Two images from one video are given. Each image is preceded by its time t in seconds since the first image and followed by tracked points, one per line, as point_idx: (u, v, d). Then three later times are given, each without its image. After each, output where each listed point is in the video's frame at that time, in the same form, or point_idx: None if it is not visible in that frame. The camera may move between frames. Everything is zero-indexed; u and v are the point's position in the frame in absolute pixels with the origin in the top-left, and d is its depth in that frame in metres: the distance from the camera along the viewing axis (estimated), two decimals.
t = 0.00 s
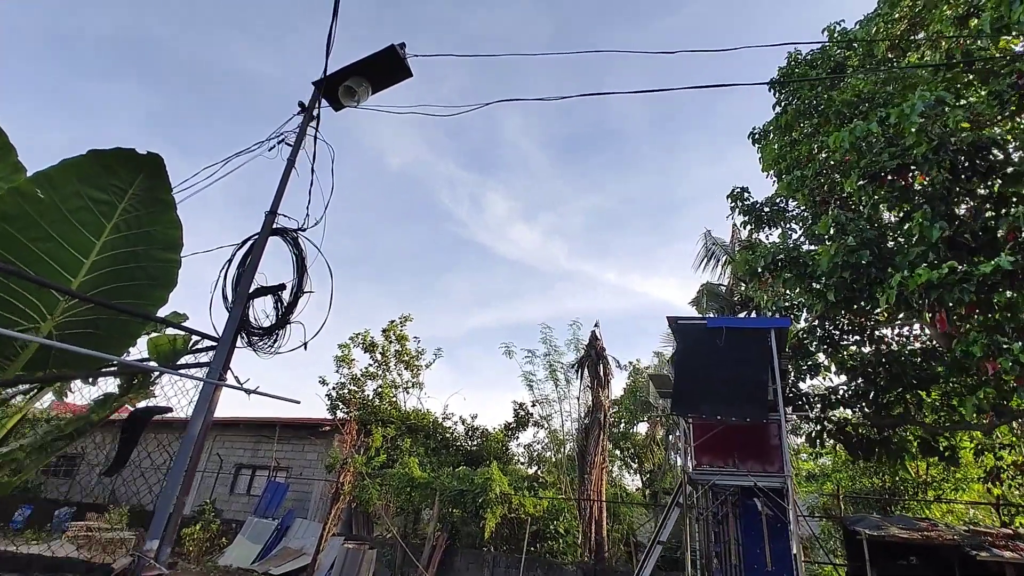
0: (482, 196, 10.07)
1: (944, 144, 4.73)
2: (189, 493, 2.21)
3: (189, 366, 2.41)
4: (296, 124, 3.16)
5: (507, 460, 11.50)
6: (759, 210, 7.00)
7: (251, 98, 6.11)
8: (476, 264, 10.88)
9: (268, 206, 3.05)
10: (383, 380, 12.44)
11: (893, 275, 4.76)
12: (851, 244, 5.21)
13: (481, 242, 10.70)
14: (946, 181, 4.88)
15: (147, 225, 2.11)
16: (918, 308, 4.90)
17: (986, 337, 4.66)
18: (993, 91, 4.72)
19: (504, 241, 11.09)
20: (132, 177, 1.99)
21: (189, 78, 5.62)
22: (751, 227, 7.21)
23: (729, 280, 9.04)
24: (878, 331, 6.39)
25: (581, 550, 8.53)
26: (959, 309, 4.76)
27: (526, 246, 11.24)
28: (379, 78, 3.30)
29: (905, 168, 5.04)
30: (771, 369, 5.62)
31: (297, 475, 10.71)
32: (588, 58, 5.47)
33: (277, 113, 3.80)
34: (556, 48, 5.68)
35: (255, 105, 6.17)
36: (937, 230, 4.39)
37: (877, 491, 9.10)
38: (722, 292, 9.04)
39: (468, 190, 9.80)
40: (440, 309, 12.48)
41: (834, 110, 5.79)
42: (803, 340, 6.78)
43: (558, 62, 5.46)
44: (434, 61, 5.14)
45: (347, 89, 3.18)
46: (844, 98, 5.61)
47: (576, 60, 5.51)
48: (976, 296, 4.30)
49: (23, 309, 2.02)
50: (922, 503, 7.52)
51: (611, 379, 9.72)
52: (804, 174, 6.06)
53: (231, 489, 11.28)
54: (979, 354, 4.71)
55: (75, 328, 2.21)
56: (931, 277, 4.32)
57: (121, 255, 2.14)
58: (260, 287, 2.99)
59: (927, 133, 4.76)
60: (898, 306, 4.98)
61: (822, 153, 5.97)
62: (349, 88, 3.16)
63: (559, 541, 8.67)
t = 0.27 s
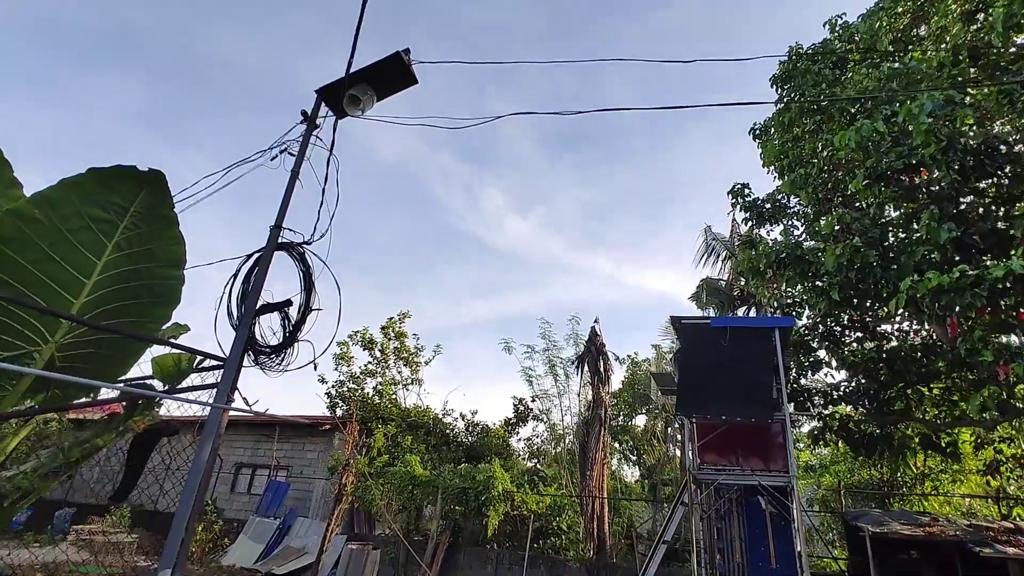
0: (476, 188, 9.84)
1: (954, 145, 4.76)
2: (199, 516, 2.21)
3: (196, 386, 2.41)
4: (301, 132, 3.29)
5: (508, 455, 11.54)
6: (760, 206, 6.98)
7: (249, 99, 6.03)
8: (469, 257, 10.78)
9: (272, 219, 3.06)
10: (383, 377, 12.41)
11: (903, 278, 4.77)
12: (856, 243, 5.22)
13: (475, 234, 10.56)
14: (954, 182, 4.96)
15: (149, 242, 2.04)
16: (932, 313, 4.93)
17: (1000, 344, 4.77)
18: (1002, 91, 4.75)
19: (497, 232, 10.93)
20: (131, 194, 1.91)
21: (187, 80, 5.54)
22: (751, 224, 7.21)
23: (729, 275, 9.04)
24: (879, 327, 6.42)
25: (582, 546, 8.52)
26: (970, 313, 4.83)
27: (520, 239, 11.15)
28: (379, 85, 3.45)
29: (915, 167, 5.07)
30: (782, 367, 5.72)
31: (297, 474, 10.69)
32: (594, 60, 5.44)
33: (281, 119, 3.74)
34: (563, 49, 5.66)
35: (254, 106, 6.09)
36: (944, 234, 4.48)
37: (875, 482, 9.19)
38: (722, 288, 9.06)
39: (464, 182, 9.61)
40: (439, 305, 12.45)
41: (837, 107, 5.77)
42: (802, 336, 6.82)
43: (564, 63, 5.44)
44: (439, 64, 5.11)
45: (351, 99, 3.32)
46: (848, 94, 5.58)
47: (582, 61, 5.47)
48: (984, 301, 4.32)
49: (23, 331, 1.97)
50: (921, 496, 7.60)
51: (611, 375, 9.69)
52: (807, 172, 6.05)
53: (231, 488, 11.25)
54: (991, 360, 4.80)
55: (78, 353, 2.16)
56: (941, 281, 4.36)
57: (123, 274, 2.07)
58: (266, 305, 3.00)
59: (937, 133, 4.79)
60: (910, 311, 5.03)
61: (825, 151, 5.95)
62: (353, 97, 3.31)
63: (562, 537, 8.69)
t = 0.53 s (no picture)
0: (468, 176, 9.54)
1: (954, 136, 4.81)
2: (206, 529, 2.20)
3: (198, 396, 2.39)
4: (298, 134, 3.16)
5: (506, 445, 11.64)
6: (757, 195, 6.98)
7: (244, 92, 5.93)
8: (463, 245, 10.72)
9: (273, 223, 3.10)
10: (381, 369, 12.41)
11: (907, 271, 4.82)
12: (857, 235, 5.29)
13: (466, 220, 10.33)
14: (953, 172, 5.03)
15: (148, 249, 1.99)
16: (936, 307, 5.02)
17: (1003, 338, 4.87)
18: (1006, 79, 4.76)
19: (489, 219, 10.77)
20: (129, 202, 1.87)
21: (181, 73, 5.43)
22: (749, 212, 7.21)
23: (726, 264, 9.04)
24: (876, 316, 6.47)
25: (580, 535, 8.59)
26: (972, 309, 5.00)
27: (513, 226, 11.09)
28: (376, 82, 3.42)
29: (914, 156, 5.12)
30: (778, 357, 5.85)
31: (297, 467, 10.71)
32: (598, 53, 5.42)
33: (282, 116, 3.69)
34: (565, 40, 5.62)
35: (250, 100, 6.00)
36: (945, 226, 4.58)
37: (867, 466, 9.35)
38: (718, 275, 9.14)
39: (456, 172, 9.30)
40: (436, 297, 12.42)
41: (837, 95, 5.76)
42: (798, 325, 6.88)
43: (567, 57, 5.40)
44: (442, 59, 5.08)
45: (349, 97, 3.28)
46: (848, 83, 5.58)
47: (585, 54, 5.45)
48: (985, 295, 4.43)
49: (19, 343, 1.91)
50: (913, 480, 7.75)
51: (609, 364, 9.70)
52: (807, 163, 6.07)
53: (231, 481, 11.25)
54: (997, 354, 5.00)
55: (76, 367, 2.12)
56: (945, 274, 4.46)
57: (122, 282, 2.02)
58: (269, 310, 3.08)
59: (939, 124, 4.83)
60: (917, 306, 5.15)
61: (825, 142, 5.97)
62: (351, 97, 3.28)
63: (562, 525, 8.79)
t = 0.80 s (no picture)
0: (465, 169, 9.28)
1: (954, 121, 4.85)
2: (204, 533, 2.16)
3: (196, 395, 2.34)
4: (293, 124, 3.20)
5: (504, 437, 11.64)
6: (754, 184, 6.97)
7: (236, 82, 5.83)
8: (458, 236, 10.60)
9: (269, 218, 3.05)
10: (377, 363, 12.35)
11: (908, 259, 4.85)
12: (857, 222, 5.35)
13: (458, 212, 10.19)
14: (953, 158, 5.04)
15: (140, 246, 1.93)
16: (937, 293, 5.05)
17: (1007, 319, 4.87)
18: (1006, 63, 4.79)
19: (482, 211, 10.61)
20: (118, 196, 1.80)
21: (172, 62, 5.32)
22: (746, 201, 7.21)
23: (722, 253, 9.03)
24: (874, 304, 6.48)
25: (582, 525, 8.65)
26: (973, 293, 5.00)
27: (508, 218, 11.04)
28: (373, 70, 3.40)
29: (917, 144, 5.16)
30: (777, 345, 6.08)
31: (294, 462, 10.67)
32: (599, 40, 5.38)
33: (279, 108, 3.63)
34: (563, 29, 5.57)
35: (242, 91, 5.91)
36: (945, 212, 4.60)
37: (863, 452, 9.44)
38: (714, 265, 9.09)
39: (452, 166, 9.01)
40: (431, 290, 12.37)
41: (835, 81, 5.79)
42: (796, 314, 6.89)
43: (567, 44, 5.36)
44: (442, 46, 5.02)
45: (344, 87, 3.29)
46: (846, 69, 5.59)
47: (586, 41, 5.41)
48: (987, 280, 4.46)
49: (10, 343, 1.86)
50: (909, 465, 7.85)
51: (606, 355, 9.68)
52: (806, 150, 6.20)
53: (228, 478, 11.19)
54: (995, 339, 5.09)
55: (67, 369, 2.06)
56: (947, 260, 4.50)
57: (114, 280, 1.96)
58: (267, 307, 3.05)
59: (940, 110, 4.86)
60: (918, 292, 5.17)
61: (824, 127, 6.11)
62: (346, 86, 3.29)
63: (561, 516, 8.81)
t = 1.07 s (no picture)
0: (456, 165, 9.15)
1: (951, 112, 4.95)
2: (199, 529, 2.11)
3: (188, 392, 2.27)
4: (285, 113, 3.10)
5: (498, 433, 11.63)
6: (748, 177, 6.99)
7: (231, 74, 5.76)
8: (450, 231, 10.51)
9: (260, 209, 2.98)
10: (369, 360, 12.26)
11: (907, 251, 4.90)
12: (852, 213, 5.48)
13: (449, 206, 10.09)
14: (952, 149, 5.10)
15: (127, 238, 1.85)
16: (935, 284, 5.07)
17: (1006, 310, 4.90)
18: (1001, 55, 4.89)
19: (474, 207, 10.52)
20: (103, 185, 1.74)
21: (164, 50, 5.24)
22: (739, 195, 7.23)
23: (716, 248, 9.02)
24: (867, 297, 6.54)
25: (577, 520, 8.64)
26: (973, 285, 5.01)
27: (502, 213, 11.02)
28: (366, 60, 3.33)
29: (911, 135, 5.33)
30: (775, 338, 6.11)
31: (286, 460, 10.56)
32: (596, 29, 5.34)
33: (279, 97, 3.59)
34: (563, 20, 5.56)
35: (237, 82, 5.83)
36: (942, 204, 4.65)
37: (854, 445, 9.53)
38: (707, 259, 9.02)
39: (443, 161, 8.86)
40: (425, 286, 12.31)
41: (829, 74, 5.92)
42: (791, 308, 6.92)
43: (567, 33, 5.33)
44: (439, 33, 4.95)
45: (338, 74, 3.21)
46: (841, 61, 5.66)
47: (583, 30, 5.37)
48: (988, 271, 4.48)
49: None
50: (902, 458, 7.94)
51: (599, 350, 9.67)
52: (803, 143, 6.33)
53: (218, 477, 11.06)
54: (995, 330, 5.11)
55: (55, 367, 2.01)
56: (945, 252, 4.52)
57: (100, 274, 1.88)
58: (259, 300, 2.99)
59: (937, 102, 4.96)
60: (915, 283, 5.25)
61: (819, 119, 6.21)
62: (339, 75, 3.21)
63: (555, 511, 8.80)
